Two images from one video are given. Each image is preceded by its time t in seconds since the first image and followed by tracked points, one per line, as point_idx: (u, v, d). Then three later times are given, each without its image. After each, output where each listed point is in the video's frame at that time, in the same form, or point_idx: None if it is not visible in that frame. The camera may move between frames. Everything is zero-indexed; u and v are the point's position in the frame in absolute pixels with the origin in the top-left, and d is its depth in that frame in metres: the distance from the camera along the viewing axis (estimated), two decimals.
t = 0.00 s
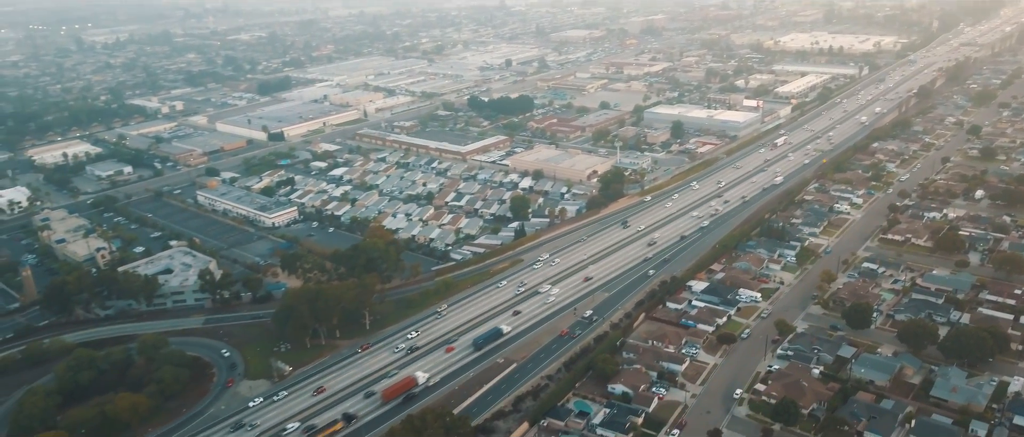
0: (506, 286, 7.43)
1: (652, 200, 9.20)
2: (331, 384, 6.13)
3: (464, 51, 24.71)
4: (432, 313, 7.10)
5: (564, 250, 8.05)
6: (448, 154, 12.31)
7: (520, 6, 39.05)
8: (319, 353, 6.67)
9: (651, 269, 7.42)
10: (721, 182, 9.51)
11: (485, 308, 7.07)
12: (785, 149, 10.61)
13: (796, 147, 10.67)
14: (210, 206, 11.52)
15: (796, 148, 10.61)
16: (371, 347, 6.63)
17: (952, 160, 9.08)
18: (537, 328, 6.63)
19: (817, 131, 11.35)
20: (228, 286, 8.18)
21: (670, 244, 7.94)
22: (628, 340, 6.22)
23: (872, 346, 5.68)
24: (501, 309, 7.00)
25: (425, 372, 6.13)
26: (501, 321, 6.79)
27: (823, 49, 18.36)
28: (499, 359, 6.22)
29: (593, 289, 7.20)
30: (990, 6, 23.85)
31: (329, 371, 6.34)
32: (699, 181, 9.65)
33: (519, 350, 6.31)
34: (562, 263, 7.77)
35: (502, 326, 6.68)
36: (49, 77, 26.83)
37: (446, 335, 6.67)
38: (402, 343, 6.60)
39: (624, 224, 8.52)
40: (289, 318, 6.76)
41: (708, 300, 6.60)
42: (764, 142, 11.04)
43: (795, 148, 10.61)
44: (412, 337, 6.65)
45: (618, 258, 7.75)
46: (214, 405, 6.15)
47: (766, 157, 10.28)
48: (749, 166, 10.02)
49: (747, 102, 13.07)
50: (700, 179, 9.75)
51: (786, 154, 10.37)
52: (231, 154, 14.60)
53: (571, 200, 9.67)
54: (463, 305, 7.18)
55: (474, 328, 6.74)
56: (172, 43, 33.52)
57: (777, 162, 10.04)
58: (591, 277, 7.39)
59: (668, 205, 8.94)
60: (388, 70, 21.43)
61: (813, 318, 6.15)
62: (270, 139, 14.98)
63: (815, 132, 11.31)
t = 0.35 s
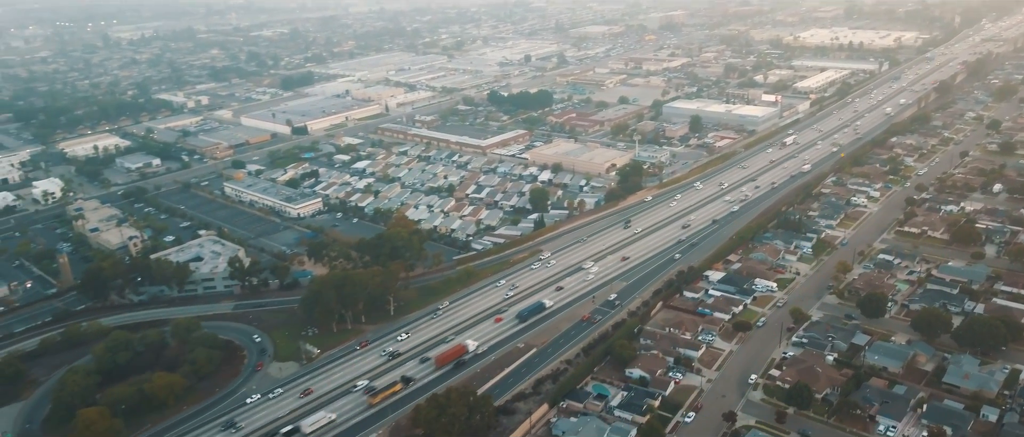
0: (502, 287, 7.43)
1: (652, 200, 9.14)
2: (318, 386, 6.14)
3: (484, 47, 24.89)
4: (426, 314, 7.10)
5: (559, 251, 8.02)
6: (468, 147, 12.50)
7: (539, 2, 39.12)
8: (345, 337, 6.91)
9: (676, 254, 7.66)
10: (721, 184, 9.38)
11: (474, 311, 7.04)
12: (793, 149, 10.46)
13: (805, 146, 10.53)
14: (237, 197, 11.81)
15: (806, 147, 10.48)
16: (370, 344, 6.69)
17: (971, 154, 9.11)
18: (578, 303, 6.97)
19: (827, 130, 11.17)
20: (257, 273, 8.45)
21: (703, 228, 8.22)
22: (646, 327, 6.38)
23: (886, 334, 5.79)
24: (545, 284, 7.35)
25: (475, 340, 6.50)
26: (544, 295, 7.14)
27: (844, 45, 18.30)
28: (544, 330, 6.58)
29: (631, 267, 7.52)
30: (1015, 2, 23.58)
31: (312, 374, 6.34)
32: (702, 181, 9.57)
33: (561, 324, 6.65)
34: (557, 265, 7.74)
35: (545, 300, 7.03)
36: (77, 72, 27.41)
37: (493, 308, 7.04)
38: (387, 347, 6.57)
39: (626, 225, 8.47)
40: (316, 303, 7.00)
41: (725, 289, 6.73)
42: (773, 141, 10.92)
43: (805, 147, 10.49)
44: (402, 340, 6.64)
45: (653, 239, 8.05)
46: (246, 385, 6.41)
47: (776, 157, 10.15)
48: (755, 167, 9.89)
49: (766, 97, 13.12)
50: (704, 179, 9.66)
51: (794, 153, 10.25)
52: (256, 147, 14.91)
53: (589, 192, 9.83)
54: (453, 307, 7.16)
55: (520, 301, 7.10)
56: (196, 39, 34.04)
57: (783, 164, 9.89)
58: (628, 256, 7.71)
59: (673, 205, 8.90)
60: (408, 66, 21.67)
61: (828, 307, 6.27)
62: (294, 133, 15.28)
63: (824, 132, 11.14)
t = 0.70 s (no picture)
0: (500, 287, 7.46)
1: (652, 201, 9.13)
2: (304, 388, 6.19)
3: (504, 43, 25.07)
4: (419, 315, 7.15)
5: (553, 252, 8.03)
6: (489, 141, 12.71)
7: None
8: (371, 321, 7.18)
9: (704, 238, 7.92)
10: (723, 185, 9.29)
11: (464, 314, 7.04)
12: (801, 150, 10.33)
13: (815, 146, 10.41)
14: (264, 188, 12.11)
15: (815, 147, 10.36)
16: (368, 341, 6.79)
17: (991, 149, 9.15)
18: (619, 279, 7.31)
19: (836, 130, 11.01)
20: (285, 261, 8.74)
21: (736, 211, 8.52)
22: (663, 314, 6.54)
23: (900, 323, 5.90)
24: (588, 261, 7.72)
25: (523, 312, 6.91)
26: (587, 271, 7.51)
27: (865, 41, 18.24)
28: (586, 303, 6.96)
29: (670, 246, 7.85)
30: None
31: (311, 370, 6.46)
32: (706, 181, 9.52)
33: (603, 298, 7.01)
34: (551, 267, 7.73)
35: (587, 276, 7.40)
36: (107, 68, 28.01)
37: (518, 293, 7.29)
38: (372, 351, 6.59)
39: (626, 226, 8.45)
40: (344, 288, 7.26)
41: (742, 279, 6.87)
42: (781, 141, 10.80)
43: (815, 147, 10.38)
44: (390, 342, 6.68)
45: (687, 223, 8.35)
46: (278, 365, 6.68)
47: (783, 158, 10.02)
48: (760, 168, 9.79)
49: (785, 92, 13.17)
50: (708, 179, 9.60)
51: (800, 154, 10.14)
52: (282, 141, 15.24)
53: (609, 185, 9.99)
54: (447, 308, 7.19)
55: (564, 277, 7.49)
56: (221, 35, 34.57)
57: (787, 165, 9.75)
58: (666, 237, 8.05)
59: (678, 203, 8.91)
60: (430, 61, 21.92)
61: (844, 297, 6.39)
62: (318, 127, 15.59)
63: (833, 132, 10.98)
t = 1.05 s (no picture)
0: (497, 287, 7.51)
1: (653, 201, 9.12)
2: (291, 389, 6.26)
3: (525, 39, 25.23)
4: (414, 315, 7.24)
5: (552, 253, 8.05)
6: (510, 136, 12.89)
7: None
8: (396, 307, 7.44)
9: (734, 224, 8.17)
10: (723, 188, 9.21)
11: (454, 316, 7.08)
12: (810, 150, 10.21)
13: (823, 147, 10.28)
14: (290, 180, 12.38)
15: (824, 147, 10.27)
16: (366, 338, 6.90)
17: (1012, 144, 9.16)
18: (657, 260, 7.63)
19: (845, 131, 10.87)
20: (312, 250, 9.01)
21: (769, 197, 8.80)
22: (681, 303, 6.68)
23: (915, 314, 6.01)
24: (622, 246, 7.99)
25: (566, 289, 7.28)
26: (626, 252, 7.83)
27: (887, 37, 18.15)
28: (627, 280, 7.30)
29: (705, 229, 8.15)
30: None
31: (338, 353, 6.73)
32: (707, 182, 9.44)
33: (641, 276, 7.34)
34: (543, 270, 7.73)
35: (625, 256, 7.73)
36: (134, 64, 28.58)
37: (539, 281, 7.49)
38: (359, 352, 6.66)
39: (626, 227, 8.44)
40: (369, 276, 7.52)
41: (759, 270, 6.99)
42: (788, 141, 10.67)
43: (824, 147, 10.27)
44: (380, 344, 6.75)
45: (720, 208, 8.62)
46: (305, 349, 6.93)
47: (788, 160, 9.90)
48: (765, 169, 9.66)
49: (805, 88, 13.20)
50: (710, 181, 9.52)
51: (808, 155, 10.01)
52: (306, 134, 15.55)
53: (629, 179, 10.14)
54: (446, 305, 7.30)
55: (604, 256, 7.83)
56: (245, 31, 35.08)
57: (791, 167, 9.62)
58: (701, 221, 8.33)
59: (682, 203, 8.88)
60: (451, 58, 22.16)
61: (859, 288, 6.50)
62: (342, 121, 15.88)
63: (840, 133, 10.81)
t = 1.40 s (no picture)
0: (491, 287, 7.59)
1: (652, 201, 9.14)
2: (277, 389, 6.44)
3: (545, 36, 25.37)
4: (408, 313, 7.37)
5: (551, 251, 8.12)
6: (529, 130, 13.08)
7: None
8: (419, 294, 7.72)
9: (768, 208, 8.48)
10: (721, 189, 9.17)
11: (443, 318, 7.17)
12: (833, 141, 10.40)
13: (830, 147, 10.17)
14: (315, 173, 12.64)
15: (833, 147, 10.19)
16: (363, 335, 7.07)
17: None
18: (694, 242, 7.92)
19: (853, 131, 10.74)
20: (337, 239, 9.29)
21: (799, 184, 9.05)
22: (697, 293, 6.84)
23: (929, 305, 6.11)
24: (656, 229, 8.27)
25: (606, 268, 7.60)
26: (664, 235, 8.12)
27: (909, 33, 18.06)
28: (665, 260, 7.60)
29: (740, 214, 8.43)
30: None
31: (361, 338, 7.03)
32: (709, 184, 9.36)
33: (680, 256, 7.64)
34: (534, 271, 7.78)
35: (663, 238, 8.03)
36: (161, 59, 29.14)
37: (568, 266, 7.75)
38: (346, 353, 6.79)
39: (624, 227, 8.45)
40: (392, 264, 7.80)
41: (774, 261, 7.12)
42: (795, 142, 10.57)
43: (831, 147, 10.18)
44: (370, 344, 6.90)
45: (753, 195, 8.89)
46: (330, 335, 7.21)
47: (791, 161, 9.82)
48: (768, 171, 9.59)
49: (825, 84, 13.24)
50: (712, 181, 9.49)
51: (814, 156, 9.92)
52: (330, 128, 15.85)
53: (647, 172, 10.28)
54: (444, 303, 7.44)
55: (642, 237, 8.14)
56: (268, 28, 35.56)
57: (794, 169, 9.52)
58: (735, 207, 8.61)
59: (683, 203, 8.87)
60: (471, 54, 22.37)
61: (874, 279, 6.61)
62: (364, 116, 16.16)
63: (847, 135, 10.68)
